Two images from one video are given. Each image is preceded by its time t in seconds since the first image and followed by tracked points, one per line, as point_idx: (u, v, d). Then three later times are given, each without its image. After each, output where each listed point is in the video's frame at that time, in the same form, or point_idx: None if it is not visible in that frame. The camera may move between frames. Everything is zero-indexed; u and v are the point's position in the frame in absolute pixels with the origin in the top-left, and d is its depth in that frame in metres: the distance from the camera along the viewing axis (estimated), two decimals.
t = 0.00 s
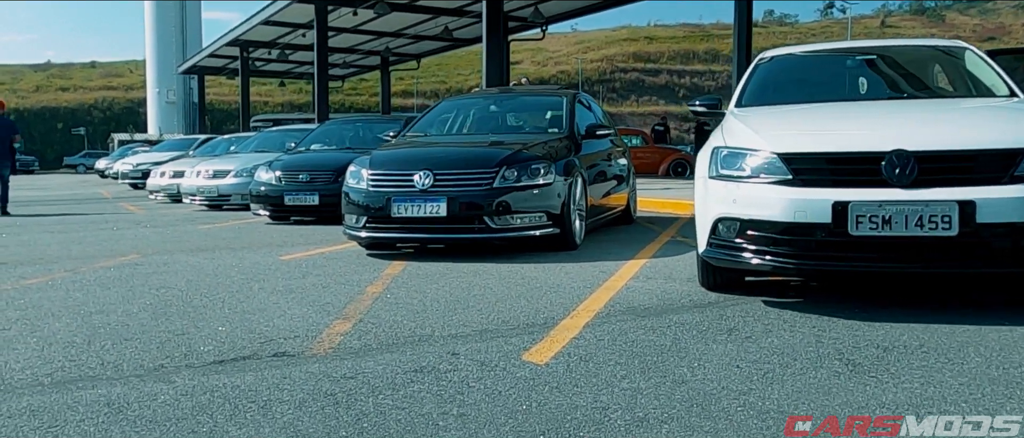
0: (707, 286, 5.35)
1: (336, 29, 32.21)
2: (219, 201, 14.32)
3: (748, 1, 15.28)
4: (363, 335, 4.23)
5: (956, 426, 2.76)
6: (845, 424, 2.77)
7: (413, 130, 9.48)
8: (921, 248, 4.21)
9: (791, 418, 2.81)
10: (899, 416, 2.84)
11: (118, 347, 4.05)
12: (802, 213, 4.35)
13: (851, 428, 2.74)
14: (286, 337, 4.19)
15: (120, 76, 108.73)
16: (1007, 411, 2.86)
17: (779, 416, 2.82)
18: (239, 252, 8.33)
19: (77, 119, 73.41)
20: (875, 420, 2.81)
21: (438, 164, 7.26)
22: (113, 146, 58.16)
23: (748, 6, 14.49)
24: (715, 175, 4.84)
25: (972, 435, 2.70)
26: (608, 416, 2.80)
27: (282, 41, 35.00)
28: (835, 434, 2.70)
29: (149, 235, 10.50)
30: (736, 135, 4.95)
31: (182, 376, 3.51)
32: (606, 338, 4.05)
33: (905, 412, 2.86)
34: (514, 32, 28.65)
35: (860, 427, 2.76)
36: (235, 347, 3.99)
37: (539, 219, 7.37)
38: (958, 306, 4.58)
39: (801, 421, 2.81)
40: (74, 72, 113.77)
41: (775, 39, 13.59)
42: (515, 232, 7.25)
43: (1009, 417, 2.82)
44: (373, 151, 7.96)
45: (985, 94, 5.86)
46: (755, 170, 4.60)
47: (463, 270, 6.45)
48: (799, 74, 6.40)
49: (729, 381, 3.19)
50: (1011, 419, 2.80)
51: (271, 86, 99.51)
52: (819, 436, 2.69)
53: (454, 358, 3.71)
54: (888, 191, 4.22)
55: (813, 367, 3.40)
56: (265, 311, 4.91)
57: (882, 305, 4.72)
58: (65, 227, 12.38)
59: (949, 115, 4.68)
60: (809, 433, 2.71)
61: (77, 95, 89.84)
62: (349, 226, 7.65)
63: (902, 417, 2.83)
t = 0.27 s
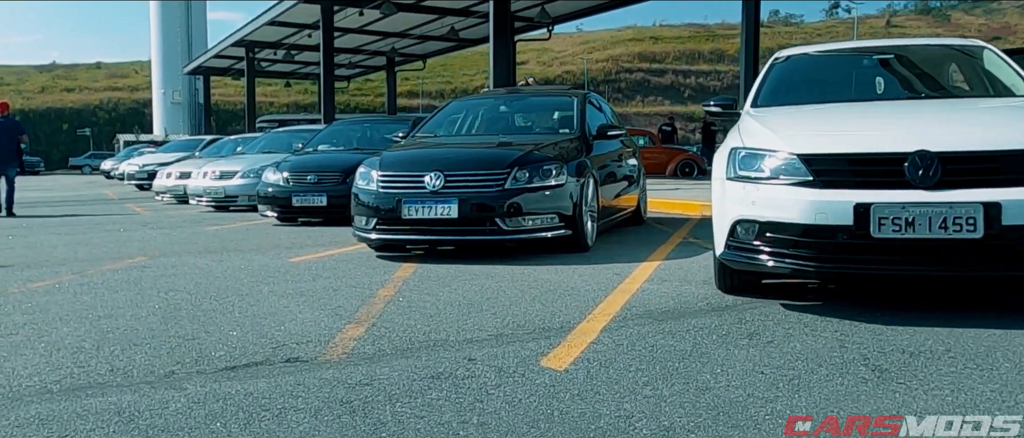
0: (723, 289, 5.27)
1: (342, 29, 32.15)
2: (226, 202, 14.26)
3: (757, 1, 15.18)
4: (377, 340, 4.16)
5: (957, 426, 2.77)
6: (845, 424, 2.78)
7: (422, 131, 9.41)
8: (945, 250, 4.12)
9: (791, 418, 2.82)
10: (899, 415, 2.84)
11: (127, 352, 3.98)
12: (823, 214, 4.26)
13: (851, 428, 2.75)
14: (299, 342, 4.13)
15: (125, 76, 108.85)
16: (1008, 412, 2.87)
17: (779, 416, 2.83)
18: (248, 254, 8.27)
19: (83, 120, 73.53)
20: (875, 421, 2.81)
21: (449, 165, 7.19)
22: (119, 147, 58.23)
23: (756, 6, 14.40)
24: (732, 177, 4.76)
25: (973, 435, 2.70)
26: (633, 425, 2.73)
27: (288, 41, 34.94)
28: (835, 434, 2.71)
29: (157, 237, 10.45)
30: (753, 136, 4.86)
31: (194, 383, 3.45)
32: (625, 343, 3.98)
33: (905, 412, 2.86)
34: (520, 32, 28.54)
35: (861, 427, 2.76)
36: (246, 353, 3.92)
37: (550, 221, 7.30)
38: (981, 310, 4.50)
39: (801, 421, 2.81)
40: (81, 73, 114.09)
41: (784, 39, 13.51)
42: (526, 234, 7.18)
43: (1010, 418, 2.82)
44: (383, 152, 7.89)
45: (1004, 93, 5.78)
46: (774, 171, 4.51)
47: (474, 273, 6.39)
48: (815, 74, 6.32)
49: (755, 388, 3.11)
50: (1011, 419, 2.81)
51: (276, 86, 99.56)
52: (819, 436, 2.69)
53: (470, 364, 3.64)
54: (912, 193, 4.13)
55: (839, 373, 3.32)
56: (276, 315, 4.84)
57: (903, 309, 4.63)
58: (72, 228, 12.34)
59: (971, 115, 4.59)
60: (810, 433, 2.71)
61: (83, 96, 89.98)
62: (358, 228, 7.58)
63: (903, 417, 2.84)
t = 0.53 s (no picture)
0: (737, 291, 5.20)
1: (345, 29, 32.11)
2: (230, 203, 14.19)
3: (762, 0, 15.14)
4: (388, 344, 4.10)
5: (956, 426, 2.77)
6: (845, 424, 2.78)
7: (429, 131, 9.35)
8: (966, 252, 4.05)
9: (790, 418, 2.82)
10: (899, 415, 2.84)
11: (136, 357, 3.92)
12: (843, 216, 4.19)
13: (851, 429, 2.75)
14: (309, 346, 4.06)
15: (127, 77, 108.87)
16: (1007, 412, 2.87)
17: (780, 416, 2.83)
18: (254, 255, 8.21)
19: (85, 120, 73.51)
20: (875, 421, 2.81)
21: (457, 165, 7.12)
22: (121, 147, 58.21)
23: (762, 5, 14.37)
24: (747, 177, 4.69)
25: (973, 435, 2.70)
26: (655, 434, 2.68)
27: (290, 41, 34.87)
28: (835, 434, 2.71)
29: (161, 238, 10.39)
30: (769, 135, 4.79)
31: (204, 388, 3.38)
32: (640, 347, 3.91)
33: (906, 412, 2.86)
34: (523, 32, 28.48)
35: (860, 427, 2.77)
36: (256, 357, 3.86)
37: (559, 222, 7.23)
38: (1002, 313, 4.43)
39: (801, 421, 2.81)
40: (83, 74, 114.12)
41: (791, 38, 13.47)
42: (535, 235, 7.11)
43: (1008, 417, 2.82)
44: (389, 153, 7.82)
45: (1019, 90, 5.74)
46: (791, 171, 4.44)
47: (483, 274, 6.32)
48: (828, 72, 6.26)
49: (778, 394, 3.04)
50: (1010, 419, 2.81)
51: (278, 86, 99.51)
52: (819, 436, 2.70)
53: (484, 368, 3.59)
54: (932, 193, 4.06)
55: (863, 378, 3.24)
56: (285, 319, 4.77)
57: (922, 312, 4.56)
58: (76, 229, 12.28)
59: (991, 114, 4.53)
60: (810, 433, 2.71)
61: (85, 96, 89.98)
62: (365, 229, 7.51)
63: (902, 417, 2.84)
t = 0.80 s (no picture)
0: (750, 293, 5.14)
1: (346, 29, 32.04)
2: (232, 203, 14.12)
3: None
4: (397, 347, 4.04)
5: (955, 426, 2.77)
6: (845, 423, 2.79)
7: (434, 131, 9.28)
8: (986, 253, 4.00)
9: (791, 418, 2.83)
10: (898, 416, 2.85)
11: (142, 360, 3.85)
12: (860, 216, 4.13)
13: (851, 429, 2.75)
14: (318, 350, 4.00)
15: (128, 77, 108.84)
16: (1008, 411, 2.86)
17: (779, 416, 2.84)
18: (258, 256, 8.15)
19: (86, 120, 73.46)
20: (875, 421, 2.82)
21: (463, 165, 7.05)
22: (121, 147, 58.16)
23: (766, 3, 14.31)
24: (761, 178, 4.63)
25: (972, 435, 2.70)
26: None
27: (291, 41, 34.80)
28: (835, 434, 2.72)
29: (163, 239, 10.33)
30: (783, 135, 4.73)
31: (212, 393, 3.32)
32: (655, 350, 3.84)
33: (906, 412, 2.87)
34: (525, 31, 28.41)
35: (860, 427, 2.77)
36: (265, 361, 3.80)
37: (567, 222, 7.17)
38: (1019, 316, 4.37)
39: (801, 421, 2.82)
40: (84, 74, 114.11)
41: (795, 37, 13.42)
42: (543, 236, 7.05)
43: (1009, 417, 2.82)
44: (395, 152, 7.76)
45: None
46: (807, 171, 4.38)
47: (491, 275, 6.26)
48: (840, 71, 6.19)
49: (800, 400, 2.99)
50: (1011, 419, 2.80)
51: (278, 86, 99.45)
52: (819, 436, 2.70)
53: (496, 372, 3.52)
54: (951, 194, 4.01)
55: (884, 382, 3.18)
56: (292, 321, 4.71)
57: (938, 314, 4.51)
58: (78, 229, 12.22)
59: (1008, 113, 4.47)
60: (810, 433, 2.72)
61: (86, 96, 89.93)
62: (371, 230, 7.44)
63: (902, 417, 2.84)
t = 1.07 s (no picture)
0: (762, 294, 5.08)
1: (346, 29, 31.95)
2: (234, 203, 14.03)
3: None
4: (407, 350, 3.98)
5: (956, 426, 2.77)
6: (845, 423, 2.78)
7: (439, 131, 9.20)
8: (1005, 255, 3.95)
9: (791, 418, 2.83)
10: (899, 415, 2.85)
11: (149, 364, 3.79)
12: (877, 217, 4.07)
13: (851, 428, 2.75)
14: (327, 353, 3.94)
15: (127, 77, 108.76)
16: (1008, 412, 2.86)
17: (779, 416, 2.84)
18: (261, 257, 8.08)
19: (85, 120, 73.38)
20: (875, 421, 2.82)
21: (469, 165, 6.99)
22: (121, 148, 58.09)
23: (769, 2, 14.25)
24: (775, 178, 4.56)
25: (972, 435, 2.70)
26: None
27: (291, 41, 34.71)
28: (835, 434, 2.72)
29: (165, 239, 10.27)
30: (796, 134, 4.66)
31: (220, 398, 3.25)
32: (671, 353, 3.78)
33: (906, 412, 2.87)
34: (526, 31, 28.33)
35: (860, 427, 2.77)
36: (273, 365, 3.73)
37: (574, 223, 7.11)
38: None
39: (801, 421, 2.82)
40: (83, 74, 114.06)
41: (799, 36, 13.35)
42: (550, 237, 6.99)
43: (1009, 417, 2.81)
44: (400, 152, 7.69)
45: None
46: (822, 171, 4.31)
47: (497, 276, 6.20)
48: (851, 70, 6.12)
49: (823, 405, 2.94)
50: (1011, 419, 2.80)
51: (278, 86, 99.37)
52: (818, 436, 2.70)
53: (509, 376, 3.46)
54: (970, 194, 3.95)
55: (908, 386, 3.13)
56: (298, 324, 4.64)
57: (955, 316, 4.46)
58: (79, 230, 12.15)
59: None
60: (809, 433, 2.72)
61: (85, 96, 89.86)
62: (376, 230, 7.38)
63: (902, 416, 2.84)
